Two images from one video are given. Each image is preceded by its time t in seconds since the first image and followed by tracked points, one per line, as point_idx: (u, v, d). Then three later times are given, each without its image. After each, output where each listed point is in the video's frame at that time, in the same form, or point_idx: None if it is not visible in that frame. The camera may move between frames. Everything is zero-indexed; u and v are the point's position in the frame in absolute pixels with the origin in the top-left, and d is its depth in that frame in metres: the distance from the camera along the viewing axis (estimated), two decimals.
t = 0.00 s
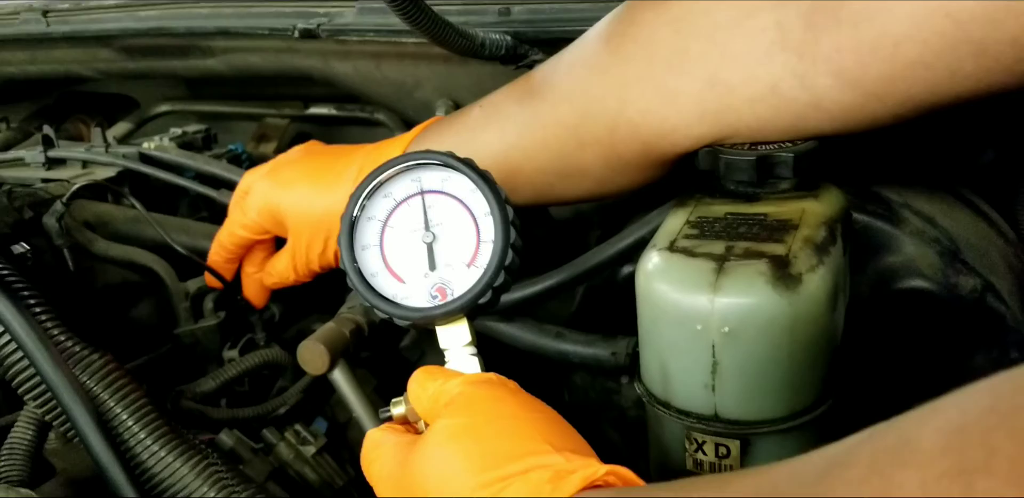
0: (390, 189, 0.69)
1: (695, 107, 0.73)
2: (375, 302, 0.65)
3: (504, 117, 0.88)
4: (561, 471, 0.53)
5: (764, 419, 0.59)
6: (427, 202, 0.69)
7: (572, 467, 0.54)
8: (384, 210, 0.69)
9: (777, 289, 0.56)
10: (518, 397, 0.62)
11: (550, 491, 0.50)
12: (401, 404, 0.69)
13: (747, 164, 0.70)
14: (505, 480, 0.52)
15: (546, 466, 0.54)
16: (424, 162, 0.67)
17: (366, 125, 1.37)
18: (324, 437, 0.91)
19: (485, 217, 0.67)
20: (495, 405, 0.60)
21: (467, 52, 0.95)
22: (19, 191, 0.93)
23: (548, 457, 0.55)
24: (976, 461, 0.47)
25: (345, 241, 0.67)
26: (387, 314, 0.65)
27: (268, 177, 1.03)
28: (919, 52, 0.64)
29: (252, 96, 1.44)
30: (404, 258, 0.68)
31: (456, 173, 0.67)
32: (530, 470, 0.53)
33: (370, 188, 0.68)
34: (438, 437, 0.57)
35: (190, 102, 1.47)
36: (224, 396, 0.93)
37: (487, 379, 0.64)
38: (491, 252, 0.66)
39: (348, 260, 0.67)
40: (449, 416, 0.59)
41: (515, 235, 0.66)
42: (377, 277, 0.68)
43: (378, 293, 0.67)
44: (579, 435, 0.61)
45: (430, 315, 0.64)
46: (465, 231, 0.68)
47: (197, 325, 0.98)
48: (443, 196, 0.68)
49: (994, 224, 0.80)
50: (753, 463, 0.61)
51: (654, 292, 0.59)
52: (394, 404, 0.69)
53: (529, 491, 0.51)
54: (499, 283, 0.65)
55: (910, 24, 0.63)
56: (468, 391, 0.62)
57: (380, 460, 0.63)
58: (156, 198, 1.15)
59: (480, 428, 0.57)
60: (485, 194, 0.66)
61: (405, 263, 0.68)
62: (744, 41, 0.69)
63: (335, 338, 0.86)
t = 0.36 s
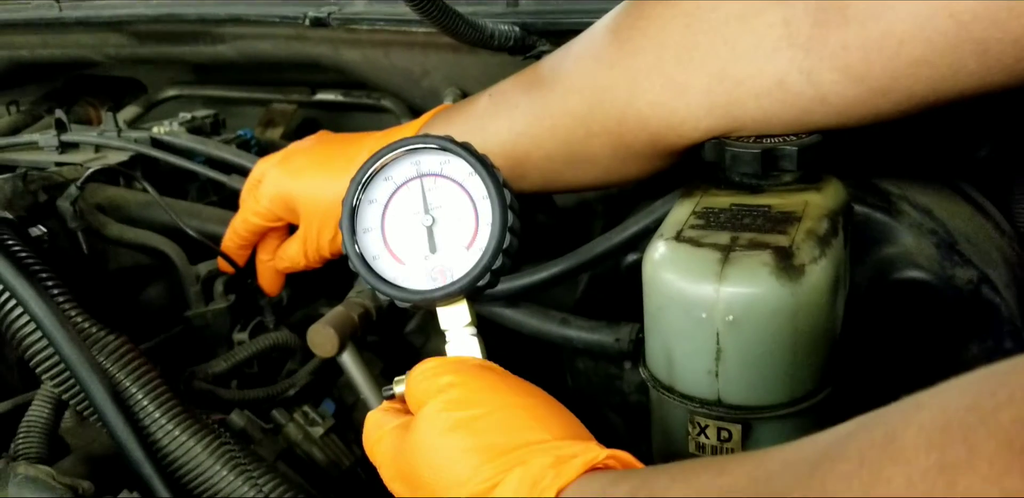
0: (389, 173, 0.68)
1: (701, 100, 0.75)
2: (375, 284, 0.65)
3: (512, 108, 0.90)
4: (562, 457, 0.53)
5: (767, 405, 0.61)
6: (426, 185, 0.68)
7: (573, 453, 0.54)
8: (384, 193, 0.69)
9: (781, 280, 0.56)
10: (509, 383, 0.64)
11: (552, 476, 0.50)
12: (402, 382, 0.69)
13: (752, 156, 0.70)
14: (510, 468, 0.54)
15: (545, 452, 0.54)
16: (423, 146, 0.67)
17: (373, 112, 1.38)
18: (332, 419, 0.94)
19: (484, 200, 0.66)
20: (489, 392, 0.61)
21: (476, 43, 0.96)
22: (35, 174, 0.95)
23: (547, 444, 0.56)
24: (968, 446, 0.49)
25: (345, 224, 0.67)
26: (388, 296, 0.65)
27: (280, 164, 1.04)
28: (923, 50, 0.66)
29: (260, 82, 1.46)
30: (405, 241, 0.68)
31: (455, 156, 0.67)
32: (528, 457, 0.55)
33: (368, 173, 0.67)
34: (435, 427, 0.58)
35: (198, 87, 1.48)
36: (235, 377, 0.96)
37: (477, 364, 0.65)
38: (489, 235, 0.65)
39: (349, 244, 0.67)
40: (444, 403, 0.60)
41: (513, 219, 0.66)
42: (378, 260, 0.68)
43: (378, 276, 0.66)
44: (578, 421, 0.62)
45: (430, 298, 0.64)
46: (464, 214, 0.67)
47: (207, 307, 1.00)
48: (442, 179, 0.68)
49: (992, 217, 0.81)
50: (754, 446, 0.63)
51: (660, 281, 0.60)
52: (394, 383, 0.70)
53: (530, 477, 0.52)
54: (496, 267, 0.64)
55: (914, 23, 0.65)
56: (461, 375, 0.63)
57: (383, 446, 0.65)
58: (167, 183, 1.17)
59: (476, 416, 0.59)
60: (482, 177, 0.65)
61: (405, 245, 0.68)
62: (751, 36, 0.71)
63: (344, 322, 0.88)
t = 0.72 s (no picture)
0: (410, 169, 0.69)
1: (708, 108, 0.76)
2: (391, 277, 0.65)
3: (519, 113, 0.90)
4: (575, 461, 0.54)
5: (771, 411, 0.62)
6: (445, 183, 0.68)
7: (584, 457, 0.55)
8: (404, 189, 0.69)
9: (786, 288, 0.58)
10: (527, 376, 0.63)
11: (563, 480, 0.52)
12: (416, 375, 0.66)
13: (758, 165, 0.72)
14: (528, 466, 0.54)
15: (559, 454, 0.55)
16: (444, 144, 0.67)
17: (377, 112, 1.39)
18: (334, 417, 0.95)
19: (501, 199, 0.66)
20: (508, 385, 0.61)
21: (484, 48, 0.97)
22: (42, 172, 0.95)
23: (562, 444, 0.57)
24: (969, 452, 0.51)
25: (366, 218, 0.68)
26: (403, 289, 0.65)
27: (289, 165, 1.05)
28: (928, 63, 0.67)
29: (265, 82, 1.46)
30: (422, 236, 0.68)
31: (475, 155, 0.67)
32: (547, 457, 0.55)
33: (389, 170, 0.68)
34: (454, 418, 0.58)
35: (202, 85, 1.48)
36: (240, 376, 0.96)
37: (495, 357, 0.65)
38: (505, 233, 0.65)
39: (367, 235, 0.67)
40: (461, 396, 0.60)
41: (528, 219, 0.66)
42: (395, 254, 0.68)
43: (396, 270, 0.66)
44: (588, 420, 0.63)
45: (445, 292, 0.64)
46: (481, 213, 0.68)
47: (213, 306, 1.00)
48: (461, 177, 0.68)
49: (993, 226, 0.82)
50: (758, 452, 0.64)
51: (667, 287, 0.62)
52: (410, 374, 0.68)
53: (547, 480, 0.53)
54: (512, 265, 0.64)
55: (919, 36, 0.66)
56: (481, 368, 0.63)
57: (392, 436, 0.65)
58: (173, 182, 1.18)
59: (495, 410, 0.59)
60: (500, 177, 0.66)
61: (422, 240, 0.68)
62: (758, 46, 0.72)
63: (348, 321, 0.88)
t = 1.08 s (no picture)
0: (412, 163, 0.68)
1: (721, 109, 0.75)
2: (395, 272, 0.65)
3: (530, 108, 0.91)
4: (596, 467, 0.54)
5: (786, 414, 0.62)
6: (447, 177, 0.68)
7: (606, 463, 0.55)
8: (407, 183, 0.69)
9: (803, 292, 0.58)
10: (543, 375, 0.63)
11: (584, 486, 0.52)
12: (420, 370, 0.67)
13: (773, 167, 0.72)
14: (547, 472, 0.54)
15: (581, 459, 0.55)
16: (446, 137, 0.67)
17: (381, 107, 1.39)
18: (341, 414, 0.95)
19: (504, 193, 0.66)
20: (525, 386, 0.61)
21: (494, 46, 0.97)
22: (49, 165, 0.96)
23: (582, 449, 0.56)
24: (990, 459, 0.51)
25: (368, 212, 0.67)
26: (407, 284, 0.64)
27: (297, 160, 1.05)
28: (945, 68, 0.67)
29: (269, 74, 1.46)
30: (425, 231, 0.68)
31: (477, 149, 0.67)
32: (567, 462, 0.55)
33: (391, 163, 0.68)
34: (472, 418, 0.58)
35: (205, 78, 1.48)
36: (247, 372, 0.96)
37: (507, 354, 0.64)
38: (509, 227, 0.65)
39: (370, 231, 0.66)
40: (478, 396, 0.59)
41: (532, 212, 0.65)
42: (398, 249, 0.67)
43: (399, 264, 0.66)
44: (606, 420, 0.62)
45: (449, 287, 0.63)
46: (484, 207, 0.67)
47: (219, 302, 1.00)
48: (465, 171, 0.67)
49: (1003, 228, 0.82)
50: (772, 455, 0.65)
51: (683, 289, 0.62)
52: (413, 370, 0.67)
53: (567, 486, 0.53)
54: (516, 259, 0.64)
55: (938, 41, 0.66)
56: (498, 366, 0.62)
57: (401, 434, 0.64)
58: (178, 175, 1.17)
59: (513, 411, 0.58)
60: (504, 170, 0.65)
61: (425, 235, 0.68)
62: (774, 49, 0.72)
63: (356, 318, 0.88)
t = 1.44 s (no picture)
0: (445, 161, 0.67)
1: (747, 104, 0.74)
2: (426, 272, 0.64)
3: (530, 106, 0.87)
4: (630, 471, 0.53)
5: (812, 413, 0.61)
6: (481, 176, 0.66)
7: (640, 468, 0.54)
8: (440, 182, 0.67)
9: (825, 288, 0.57)
10: (573, 379, 0.62)
11: (619, 490, 0.50)
12: (448, 372, 0.66)
13: (792, 163, 0.72)
14: (579, 476, 0.52)
15: (615, 463, 0.54)
16: (481, 136, 0.65)
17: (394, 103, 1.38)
18: (356, 412, 0.94)
19: (539, 195, 0.64)
20: (555, 389, 0.60)
21: (514, 40, 0.95)
22: (62, 159, 0.96)
23: (615, 453, 0.55)
24: None
25: (400, 211, 0.66)
26: (438, 285, 0.63)
27: (286, 157, 1.02)
28: (980, 62, 0.66)
29: (282, 70, 1.45)
30: (457, 231, 0.66)
31: (513, 148, 0.65)
32: (599, 466, 0.54)
33: (425, 161, 0.66)
34: (500, 420, 0.57)
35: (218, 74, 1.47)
36: (261, 369, 0.95)
37: (536, 356, 0.63)
38: (543, 230, 0.64)
39: (401, 230, 0.66)
40: (505, 398, 0.58)
41: (567, 215, 0.64)
42: (429, 248, 0.66)
43: (429, 264, 0.65)
44: (638, 425, 0.61)
45: (480, 291, 0.62)
46: (518, 208, 0.66)
47: (232, 298, 0.99)
48: (499, 171, 0.66)
49: None
50: (799, 456, 0.63)
51: (702, 287, 0.60)
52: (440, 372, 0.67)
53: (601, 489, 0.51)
54: (548, 264, 0.63)
55: (973, 34, 0.64)
56: (527, 369, 0.61)
57: (428, 436, 0.63)
58: (191, 171, 1.16)
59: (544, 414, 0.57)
60: (540, 172, 0.64)
61: (457, 235, 0.66)
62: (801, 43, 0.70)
63: (373, 316, 0.87)
